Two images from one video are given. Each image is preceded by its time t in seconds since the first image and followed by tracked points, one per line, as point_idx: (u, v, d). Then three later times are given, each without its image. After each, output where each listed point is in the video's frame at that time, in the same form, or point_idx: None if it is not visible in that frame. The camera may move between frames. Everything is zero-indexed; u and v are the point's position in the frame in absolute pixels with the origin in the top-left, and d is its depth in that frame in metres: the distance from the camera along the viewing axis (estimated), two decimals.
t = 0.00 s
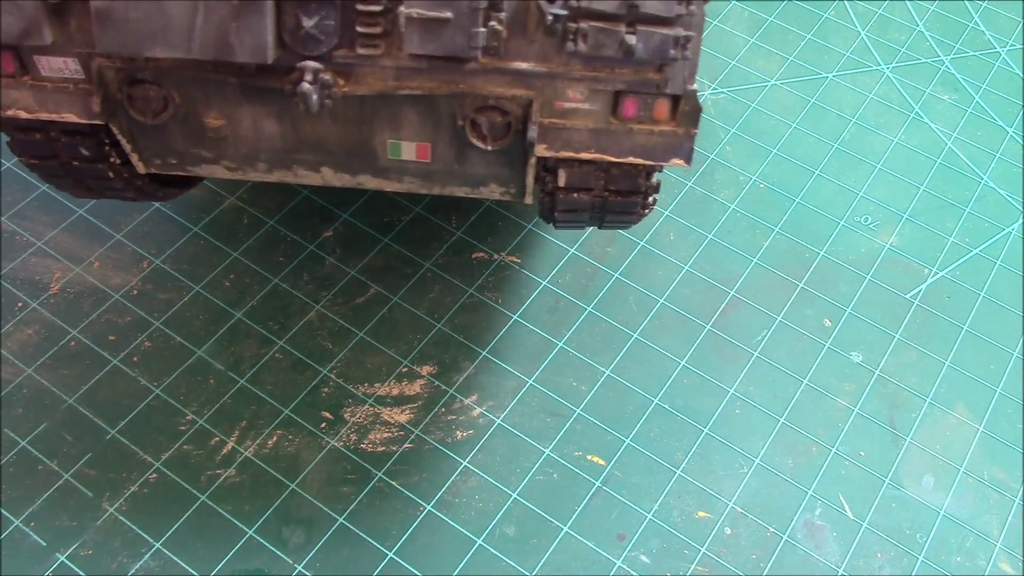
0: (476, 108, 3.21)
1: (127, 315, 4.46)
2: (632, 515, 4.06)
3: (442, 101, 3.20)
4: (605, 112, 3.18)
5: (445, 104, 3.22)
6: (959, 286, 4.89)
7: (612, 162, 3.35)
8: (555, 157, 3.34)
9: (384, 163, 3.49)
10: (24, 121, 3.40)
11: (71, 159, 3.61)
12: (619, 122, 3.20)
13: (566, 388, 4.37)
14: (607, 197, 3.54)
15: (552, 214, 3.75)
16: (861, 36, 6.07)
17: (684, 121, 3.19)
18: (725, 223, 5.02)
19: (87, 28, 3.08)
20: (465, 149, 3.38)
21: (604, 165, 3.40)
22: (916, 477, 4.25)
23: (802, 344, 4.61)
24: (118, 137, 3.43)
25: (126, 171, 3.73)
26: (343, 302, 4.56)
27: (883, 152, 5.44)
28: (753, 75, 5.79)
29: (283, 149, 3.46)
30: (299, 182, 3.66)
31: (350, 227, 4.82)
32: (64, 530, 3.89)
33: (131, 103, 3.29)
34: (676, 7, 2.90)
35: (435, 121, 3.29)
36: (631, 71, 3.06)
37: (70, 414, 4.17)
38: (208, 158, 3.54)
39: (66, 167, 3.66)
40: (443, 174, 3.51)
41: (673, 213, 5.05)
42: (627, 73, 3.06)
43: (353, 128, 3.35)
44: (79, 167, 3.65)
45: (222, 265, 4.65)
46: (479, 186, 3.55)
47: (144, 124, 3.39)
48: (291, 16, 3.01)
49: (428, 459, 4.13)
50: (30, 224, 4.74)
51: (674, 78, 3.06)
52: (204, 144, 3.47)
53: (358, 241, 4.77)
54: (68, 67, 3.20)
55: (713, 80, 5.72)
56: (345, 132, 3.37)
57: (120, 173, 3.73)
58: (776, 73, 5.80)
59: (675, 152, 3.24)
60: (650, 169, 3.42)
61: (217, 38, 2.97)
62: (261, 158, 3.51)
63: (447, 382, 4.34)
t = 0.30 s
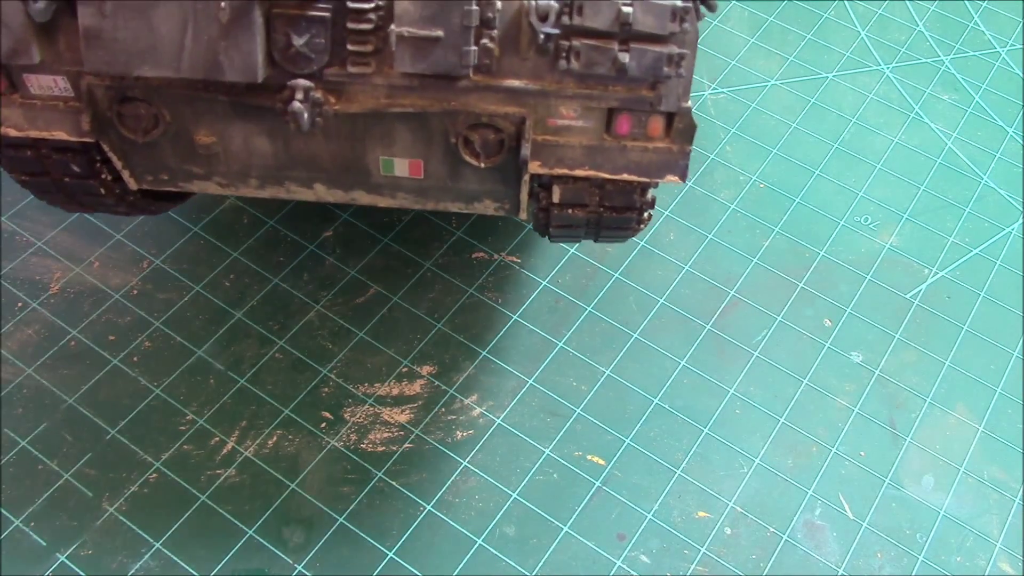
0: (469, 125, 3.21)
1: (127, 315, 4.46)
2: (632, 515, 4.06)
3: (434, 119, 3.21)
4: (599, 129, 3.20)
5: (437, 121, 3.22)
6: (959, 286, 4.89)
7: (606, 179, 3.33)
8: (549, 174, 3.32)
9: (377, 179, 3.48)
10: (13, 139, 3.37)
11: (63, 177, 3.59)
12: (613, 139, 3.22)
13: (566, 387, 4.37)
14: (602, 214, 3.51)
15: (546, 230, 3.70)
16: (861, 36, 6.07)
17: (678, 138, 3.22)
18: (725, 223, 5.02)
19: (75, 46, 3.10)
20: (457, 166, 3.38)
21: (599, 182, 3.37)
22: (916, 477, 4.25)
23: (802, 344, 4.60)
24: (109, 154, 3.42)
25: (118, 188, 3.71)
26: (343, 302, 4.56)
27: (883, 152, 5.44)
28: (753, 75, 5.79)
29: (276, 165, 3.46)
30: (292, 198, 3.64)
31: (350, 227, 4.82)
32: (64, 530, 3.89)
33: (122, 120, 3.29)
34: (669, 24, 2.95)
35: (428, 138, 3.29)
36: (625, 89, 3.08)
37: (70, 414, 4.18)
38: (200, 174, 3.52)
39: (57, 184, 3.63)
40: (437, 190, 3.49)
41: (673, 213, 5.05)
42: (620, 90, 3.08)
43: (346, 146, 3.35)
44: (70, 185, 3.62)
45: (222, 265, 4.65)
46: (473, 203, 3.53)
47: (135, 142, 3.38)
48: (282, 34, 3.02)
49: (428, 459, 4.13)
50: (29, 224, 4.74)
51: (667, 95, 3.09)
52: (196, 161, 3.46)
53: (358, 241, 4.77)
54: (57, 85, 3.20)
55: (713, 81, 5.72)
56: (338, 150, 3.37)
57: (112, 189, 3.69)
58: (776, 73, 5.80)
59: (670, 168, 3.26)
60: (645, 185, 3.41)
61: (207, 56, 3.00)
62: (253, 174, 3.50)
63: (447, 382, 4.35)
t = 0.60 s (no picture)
0: (478, 130, 3.21)
1: (125, 318, 4.45)
2: (631, 519, 4.05)
3: (443, 124, 3.21)
4: (609, 133, 3.19)
5: (446, 126, 3.22)
6: (960, 288, 4.88)
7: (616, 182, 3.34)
8: (558, 179, 3.33)
9: (385, 185, 3.46)
10: (18, 147, 3.41)
11: (66, 185, 3.59)
12: (623, 143, 3.21)
13: (565, 390, 4.36)
14: (611, 218, 3.51)
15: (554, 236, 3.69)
16: (861, 37, 6.05)
17: (689, 141, 3.22)
18: (725, 225, 5.01)
19: (80, 54, 3.06)
20: (465, 171, 3.37)
21: (609, 185, 3.39)
22: (916, 481, 4.24)
23: (802, 347, 4.59)
24: (113, 161, 3.41)
25: (122, 196, 3.70)
26: (341, 305, 4.54)
27: (883, 154, 5.43)
28: (753, 76, 5.77)
29: (282, 171, 3.44)
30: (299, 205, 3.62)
31: (349, 230, 4.80)
32: (62, 535, 3.88)
33: (127, 128, 3.28)
34: (681, 27, 2.94)
35: (436, 143, 3.28)
36: (636, 92, 3.08)
37: (68, 417, 4.17)
38: (206, 181, 3.51)
39: (61, 192, 3.64)
40: (445, 196, 3.48)
41: (673, 215, 5.03)
42: (631, 94, 3.08)
43: (354, 152, 3.34)
44: (74, 192, 3.63)
45: (221, 268, 4.64)
46: (481, 208, 3.52)
47: (141, 149, 3.38)
48: (289, 39, 2.99)
49: (427, 463, 4.12)
50: (28, 227, 4.73)
51: (678, 99, 3.09)
52: (202, 168, 3.45)
53: (357, 243, 4.76)
54: (61, 93, 3.19)
55: (713, 82, 5.71)
56: (346, 156, 3.36)
57: (115, 197, 3.70)
58: (776, 75, 5.79)
59: (681, 172, 3.26)
60: (655, 189, 3.42)
61: (213, 62, 2.96)
62: (259, 181, 3.49)
63: (445, 385, 4.33)
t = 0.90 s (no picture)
0: (471, 102, 3.21)
1: (126, 315, 4.46)
2: (632, 515, 4.06)
3: (436, 96, 3.21)
4: (604, 104, 3.19)
5: (439, 99, 3.23)
6: (959, 286, 4.89)
7: (611, 155, 3.36)
8: (553, 151, 3.35)
9: (380, 161, 3.48)
10: (12, 124, 3.43)
11: (61, 164, 3.62)
12: (618, 114, 3.21)
13: (566, 387, 4.37)
14: (607, 193, 3.55)
15: (553, 213, 3.76)
16: (861, 36, 6.06)
17: (684, 112, 3.19)
18: (724, 223, 5.02)
19: (72, 26, 3.07)
20: (460, 145, 3.39)
21: (603, 159, 3.42)
22: (916, 477, 4.26)
23: (802, 344, 4.60)
24: (107, 139, 3.43)
25: (117, 175, 3.71)
26: (342, 302, 4.55)
27: (883, 152, 5.44)
28: (752, 75, 5.79)
29: (277, 147, 3.46)
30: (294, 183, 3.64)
31: (350, 227, 4.81)
32: (64, 531, 3.89)
33: (120, 103, 3.29)
34: None
35: (431, 116, 3.29)
36: (629, 61, 3.06)
37: (70, 414, 4.18)
38: (201, 158, 3.52)
39: (56, 171, 3.67)
40: (440, 172, 3.50)
41: (673, 213, 5.04)
42: (624, 63, 3.06)
43: (348, 126, 3.36)
44: (69, 171, 3.65)
45: (222, 265, 4.65)
46: (476, 183, 3.54)
47: (134, 125, 3.39)
48: (281, 11, 2.99)
49: (428, 459, 4.13)
50: (29, 224, 4.74)
51: (672, 68, 3.05)
52: (196, 144, 3.46)
53: (357, 241, 4.77)
54: (54, 67, 3.19)
55: (713, 80, 5.72)
56: (340, 131, 3.37)
57: (110, 176, 3.71)
58: (776, 73, 5.80)
59: (676, 144, 3.25)
60: (650, 163, 3.44)
61: (205, 33, 2.97)
62: (254, 158, 3.51)
63: (446, 382, 4.34)
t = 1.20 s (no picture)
0: (463, 92, 3.22)
1: (127, 315, 4.46)
2: (632, 515, 4.06)
3: (428, 85, 3.22)
4: (597, 95, 3.19)
5: (431, 88, 3.23)
6: (959, 286, 4.89)
7: (605, 147, 3.35)
8: (547, 143, 3.35)
9: (373, 152, 3.49)
10: (4, 115, 3.43)
11: (54, 156, 3.61)
12: (612, 105, 3.21)
13: (566, 387, 4.37)
14: (602, 185, 3.54)
15: (546, 206, 3.74)
16: (861, 36, 6.06)
17: (678, 103, 3.20)
18: (725, 223, 5.02)
19: (63, 16, 3.05)
20: (453, 137, 3.39)
21: (598, 151, 3.40)
22: (916, 477, 4.26)
23: (803, 344, 4.60)
24: (100, 129, 3.44)
25: (110, 167, 3.72)
26: (342, 302, 4.56)
27: (883, 152, 5.44)
28: (753, 75, 5.78)
29: (269, 138, 3.47)
30: (286, 176, 3.65)
31: (350, 227, 4.81)
32: (64, 531, 3.89)
33: (112, 93, 3.29)
34: None
35: (423, 106, 3.30)
36: (623, 51, 3.05)
37: (70, 414, 4.18)
38: (193, 150, 3.53)
39: (49, 164, 3.66)
40: (433, 163, 3.51)
41: (673, 213, 5.04)
42: (618, 53, 3.05)
43: (341, 117, 3.36)
44: (62, 163, 3.65)
45: (222, 265, 4.65)
46: (469, 176, 3.55)
47: (127, 115, 3.40)
48: None
49: (428, 459, 4.13)
50: (29, 224, 4.74)
51: (666, 58, 3.05)
52: (188, 136, 3.47)
53: (358, 241, 4.77)
54: (46, 57, 3.19)
55: (714, 80, 5.72)
56: (333, 121, 3.38)
57: (104, 168, 3.71)
58: (776, 73, 5.80)
59: (670, 135, 3.25)
60: (644, 155, 3.43)
61: (196, 23, 2.96)
62: (246, 149, 3.51)
63: (447, 382, 4.34)
